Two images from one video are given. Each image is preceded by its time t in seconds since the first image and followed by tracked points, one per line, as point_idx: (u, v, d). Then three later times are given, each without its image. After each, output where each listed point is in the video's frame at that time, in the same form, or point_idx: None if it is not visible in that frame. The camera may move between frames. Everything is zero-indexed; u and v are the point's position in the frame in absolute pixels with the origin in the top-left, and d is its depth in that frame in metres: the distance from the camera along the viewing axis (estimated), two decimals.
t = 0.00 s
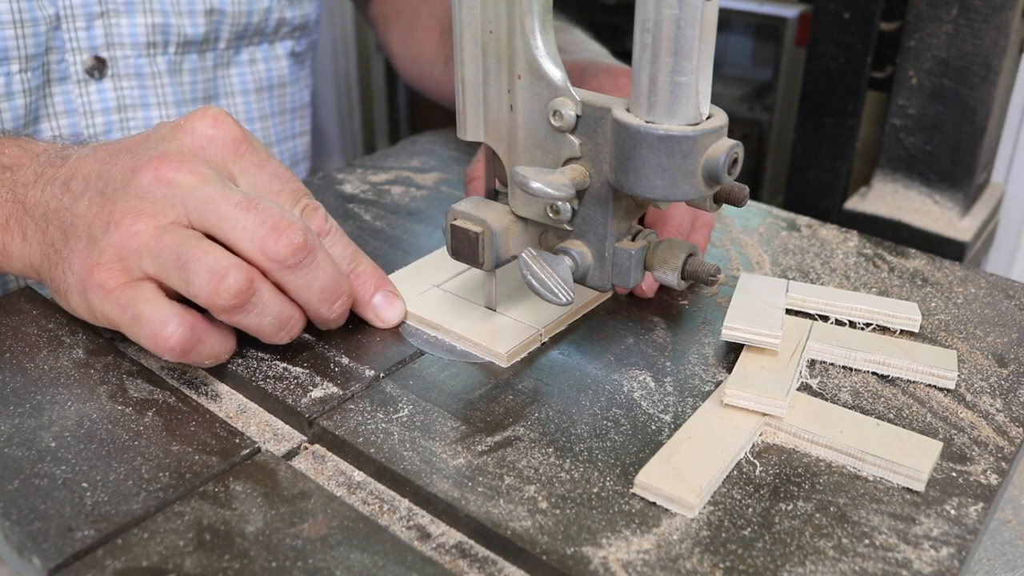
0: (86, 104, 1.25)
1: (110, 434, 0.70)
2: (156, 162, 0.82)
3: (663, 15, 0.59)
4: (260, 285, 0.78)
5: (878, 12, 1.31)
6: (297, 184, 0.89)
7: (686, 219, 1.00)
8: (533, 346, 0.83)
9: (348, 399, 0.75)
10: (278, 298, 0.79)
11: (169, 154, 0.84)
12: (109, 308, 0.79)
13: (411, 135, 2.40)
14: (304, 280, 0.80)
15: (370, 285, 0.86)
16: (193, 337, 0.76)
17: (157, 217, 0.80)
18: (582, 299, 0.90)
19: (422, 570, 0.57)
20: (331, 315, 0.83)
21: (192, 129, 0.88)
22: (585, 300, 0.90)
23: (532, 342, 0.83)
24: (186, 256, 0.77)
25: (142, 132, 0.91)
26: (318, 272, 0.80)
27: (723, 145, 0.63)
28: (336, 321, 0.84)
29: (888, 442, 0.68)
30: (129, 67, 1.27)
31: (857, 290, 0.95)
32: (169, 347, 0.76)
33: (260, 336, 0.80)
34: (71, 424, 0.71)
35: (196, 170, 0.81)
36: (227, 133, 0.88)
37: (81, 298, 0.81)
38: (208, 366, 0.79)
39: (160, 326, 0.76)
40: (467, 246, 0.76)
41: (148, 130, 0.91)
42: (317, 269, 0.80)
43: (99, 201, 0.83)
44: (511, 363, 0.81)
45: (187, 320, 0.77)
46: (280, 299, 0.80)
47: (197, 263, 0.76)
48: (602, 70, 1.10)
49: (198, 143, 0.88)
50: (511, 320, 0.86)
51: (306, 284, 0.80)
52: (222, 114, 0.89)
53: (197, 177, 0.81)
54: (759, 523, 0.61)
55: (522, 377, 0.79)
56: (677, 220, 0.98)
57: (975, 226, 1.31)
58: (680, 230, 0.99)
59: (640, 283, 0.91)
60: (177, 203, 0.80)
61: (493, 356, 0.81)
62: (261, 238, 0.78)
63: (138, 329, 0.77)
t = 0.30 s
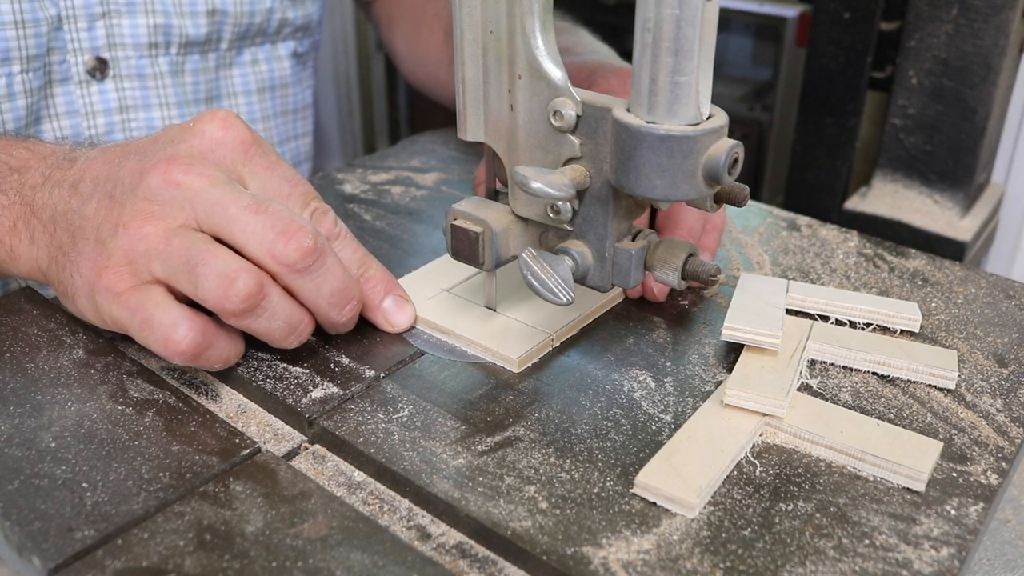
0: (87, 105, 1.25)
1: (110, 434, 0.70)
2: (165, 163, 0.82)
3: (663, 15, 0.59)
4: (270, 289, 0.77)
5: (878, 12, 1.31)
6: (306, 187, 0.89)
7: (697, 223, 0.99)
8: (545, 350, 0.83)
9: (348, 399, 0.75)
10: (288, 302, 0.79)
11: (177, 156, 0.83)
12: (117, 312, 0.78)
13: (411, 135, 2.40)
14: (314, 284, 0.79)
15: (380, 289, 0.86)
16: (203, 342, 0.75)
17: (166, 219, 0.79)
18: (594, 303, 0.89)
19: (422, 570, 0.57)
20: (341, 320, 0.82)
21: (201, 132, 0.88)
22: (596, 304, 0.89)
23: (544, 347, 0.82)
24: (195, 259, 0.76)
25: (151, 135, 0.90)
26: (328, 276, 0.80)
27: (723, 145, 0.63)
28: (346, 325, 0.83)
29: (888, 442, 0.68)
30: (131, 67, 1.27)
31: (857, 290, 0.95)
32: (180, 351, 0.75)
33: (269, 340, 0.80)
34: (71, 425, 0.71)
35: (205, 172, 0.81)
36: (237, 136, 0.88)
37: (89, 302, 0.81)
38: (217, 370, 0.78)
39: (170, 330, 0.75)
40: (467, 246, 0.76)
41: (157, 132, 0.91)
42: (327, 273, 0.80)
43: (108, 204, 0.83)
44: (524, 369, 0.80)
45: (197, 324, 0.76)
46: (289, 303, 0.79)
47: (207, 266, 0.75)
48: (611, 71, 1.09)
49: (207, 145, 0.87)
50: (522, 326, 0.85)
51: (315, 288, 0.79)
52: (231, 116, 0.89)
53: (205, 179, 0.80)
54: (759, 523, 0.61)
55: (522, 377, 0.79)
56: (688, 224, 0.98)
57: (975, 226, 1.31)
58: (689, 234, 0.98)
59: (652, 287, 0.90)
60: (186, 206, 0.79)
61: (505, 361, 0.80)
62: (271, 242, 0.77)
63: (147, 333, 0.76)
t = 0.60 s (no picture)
0: (89, 103, 1.25)
1: (110, 434, 0.70)
2: (174, 167, 0.82)
3: (663, 15, 0.59)
4: (279, 294, 0.77)
5: (878, 12, 1.31)
6: (316, 192, 0.89)
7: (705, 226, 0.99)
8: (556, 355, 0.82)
9: (348, 399, 0.75)
10: (297, 308, 0.78)
11: (186, 160, 0.83)
12: (125, 316, 0.78)
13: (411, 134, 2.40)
14: (323, 289, 0.79)
15: (390, 294, 0.85)
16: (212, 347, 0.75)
17: (175, 223, 0.79)
18: (604, 308, 0.88)
19: (422, 570, 0.57)
20: (350, 325, 0.81)
21: (210, 135, 0.87)
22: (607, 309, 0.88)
23: (556, 351, 0.82)
24: (204, 263, 0.75)
25: (160, 138, 0.91)
26: (337, 282, 0.79)
27: (723, 145, 0.63)
28: (354, 330, 0.83)
29: (887, 442, 0.68)
30: (133, 65, 1.28)
31: (857, 290, 0.94)
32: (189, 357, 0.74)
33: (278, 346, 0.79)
34: (71, 425, 0.71)
35: (214, 177, 0.81)
36: (246, 139, 0.88)
37: (96, 306, 0.80)
38: (226, 376, 0.78)
39: (179, 335, 0.74)
40: (467, 246, 0.76)
41: (165, 136, 0.91)
42: (337, 278, 0.79)
43: (116, 208, 0.83)
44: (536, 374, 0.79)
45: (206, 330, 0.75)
46: (298, 309, 0.78)
47: (215, 271, 0.75)
48: (619, 74, 1.11)
49: (215, 149, 0.87)
50: (530, 329, 0.84)
51: (324, 293, 0.79)
52: (240, 119, 0.89)
53: (214, 184, 0.80)
54: (759, 523, 0.61)
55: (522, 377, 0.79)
56: (697, 226, 0.98)
57: (975, 226, 1.31)
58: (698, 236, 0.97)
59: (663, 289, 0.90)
60: (195, 210, 0.79)
61: (517, 365, 0.79)
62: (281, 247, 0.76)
63: (155, 338, 0.76)
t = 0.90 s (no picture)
0: (90, 105, 1.25)
1: (110, 434, 0.70)
2: (182, 171, 0.83)
3: (663, 15, 0.59)
4: (289, 299, 0.76)
5: (878, 12, 1.31)
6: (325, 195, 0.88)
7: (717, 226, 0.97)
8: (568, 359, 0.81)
9: (348, 399, 0.75)
10: (306, 312, 0.78)
11: (194, 164, 0.83)
12: (133, 321, 0.77)
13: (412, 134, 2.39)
14: (332, 294, 0.78)
15: (399, 297, 0.84)
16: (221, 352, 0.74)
17: (184, 227, 0.79)
18: (614, 311, 0.87)
19: (422, 570, 0.57)
20: (358, 329, 0.81)
21: (218, 137, 0.88)
22: (617, 313, 0.87)
23: (567, 355, 0.81)
24: (212, 268, 0.75)
25: (167, 141, 0.91)
26: (347, 286, 0.79)
27: (722, 145, 0.63)
28: (363, 334, 0.82)
29: (887, 442, 0.68)
30: (133, 67, 1.28)
31: (857, 290, 0.94)
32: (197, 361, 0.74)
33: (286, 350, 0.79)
34: (71, 425, 0.71)
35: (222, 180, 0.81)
36: (254, 142, 0.88)
37: (103, 310, 0.80)
38: (234, 380, 0.77)
39: (187, 340, 0.74)
40: (467, 246, 0.76)
41: (172, 139, 0.91)
42: (346, 282, 0.79)
43: (123, 212, 0.83)
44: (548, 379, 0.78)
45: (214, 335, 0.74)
46: (307, 313, 0.78)
47: (224, 275, 0.74)
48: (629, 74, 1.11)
49: (224, 152, 0.87)
50: (537, 333, 0.84)
51: (333, 297, 0.78)
52: (248, 122, 0.89)
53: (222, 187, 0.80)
54: (759, 523, 0.61)
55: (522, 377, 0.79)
56: (709, 229, 0.96)
57: (975, 226, 1.31)
58: (710, 240, 0.96)
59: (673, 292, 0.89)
60: (203, 214, 0.79)
61: (529, 370, 0.78)
62: (290, 251, 0.76)
63: (163, 343, 0.75)
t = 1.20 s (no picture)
0: (90, 106, 1.25)
1: (110, 434, 0.70)
2: (189, 172, 0.82)
3: (663, 15, 0.59)
4: (297, 303, 0.76)
5: (878, 12, 1.31)
6: (332, 197, 0.88)
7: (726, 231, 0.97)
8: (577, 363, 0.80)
9: (348, 399, 0.75)
10: (315, 317, 0.77)
11: (202, 166, 0.83)
12: (140, 324, 0.77)
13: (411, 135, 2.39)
14: (340, 298, 0.78)
15: (408, 301, 0.84)
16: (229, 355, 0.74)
17: (191, 230, 0.79)
18: (623, 316, 0.87)
19: (422, 570, 0.57)
20: (366, 334, 0.81)
21: (227, 140, 0.88)
22: (625, 318, 0.86)
23: (576, 360, 0.80)
24: (220, 271, 0.75)
25: (173, 143, 0.91)
26: (355, 290, 0.78)
27: (723, 145, 0.63)
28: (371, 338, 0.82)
29: (887, 442, 0.68)
30: (133, 69, 1.27)
31: (857, 290, 0.94)
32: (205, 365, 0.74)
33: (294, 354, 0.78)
34: (71, 425, 0.71)
35: (230, 183, 0.81)
36: (263, 144, 0.88)
37: (110, 312, 0.80)
38: (242, 384, 0.77)
39: (195, 343, 0.74)
40: (467, 246, 0.76)
41: (179, 142, 0.91)
42: (354, 286, 0.78)
43: (129, 214, 0.83)
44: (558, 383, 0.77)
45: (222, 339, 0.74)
46: (316, 318, 0.77)
47: (232, 278, 0.74)
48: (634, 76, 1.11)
49: (232, 154, 0.88)
50: (542, 336, 0.83)
51: (342, 302, 0.78)
52: (256, 124, 0.90)
53: (230, 190, 0.80)
54: (759, 523, 0.61)
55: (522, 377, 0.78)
56: (717, 233, 0.96)
57: (975, 225, 1.31)
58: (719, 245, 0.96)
59: (683, 296, 0.88)
60: (211, 216, 0.79)
61: (539, 374, 0.78)
62: (299, 255, 0.76)
63: (171, 346, 0.75)
